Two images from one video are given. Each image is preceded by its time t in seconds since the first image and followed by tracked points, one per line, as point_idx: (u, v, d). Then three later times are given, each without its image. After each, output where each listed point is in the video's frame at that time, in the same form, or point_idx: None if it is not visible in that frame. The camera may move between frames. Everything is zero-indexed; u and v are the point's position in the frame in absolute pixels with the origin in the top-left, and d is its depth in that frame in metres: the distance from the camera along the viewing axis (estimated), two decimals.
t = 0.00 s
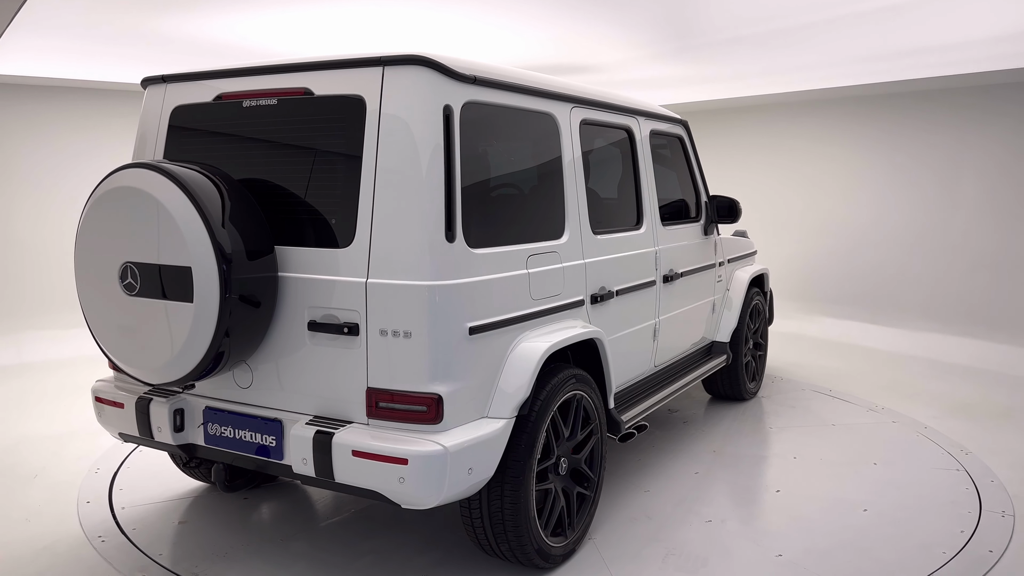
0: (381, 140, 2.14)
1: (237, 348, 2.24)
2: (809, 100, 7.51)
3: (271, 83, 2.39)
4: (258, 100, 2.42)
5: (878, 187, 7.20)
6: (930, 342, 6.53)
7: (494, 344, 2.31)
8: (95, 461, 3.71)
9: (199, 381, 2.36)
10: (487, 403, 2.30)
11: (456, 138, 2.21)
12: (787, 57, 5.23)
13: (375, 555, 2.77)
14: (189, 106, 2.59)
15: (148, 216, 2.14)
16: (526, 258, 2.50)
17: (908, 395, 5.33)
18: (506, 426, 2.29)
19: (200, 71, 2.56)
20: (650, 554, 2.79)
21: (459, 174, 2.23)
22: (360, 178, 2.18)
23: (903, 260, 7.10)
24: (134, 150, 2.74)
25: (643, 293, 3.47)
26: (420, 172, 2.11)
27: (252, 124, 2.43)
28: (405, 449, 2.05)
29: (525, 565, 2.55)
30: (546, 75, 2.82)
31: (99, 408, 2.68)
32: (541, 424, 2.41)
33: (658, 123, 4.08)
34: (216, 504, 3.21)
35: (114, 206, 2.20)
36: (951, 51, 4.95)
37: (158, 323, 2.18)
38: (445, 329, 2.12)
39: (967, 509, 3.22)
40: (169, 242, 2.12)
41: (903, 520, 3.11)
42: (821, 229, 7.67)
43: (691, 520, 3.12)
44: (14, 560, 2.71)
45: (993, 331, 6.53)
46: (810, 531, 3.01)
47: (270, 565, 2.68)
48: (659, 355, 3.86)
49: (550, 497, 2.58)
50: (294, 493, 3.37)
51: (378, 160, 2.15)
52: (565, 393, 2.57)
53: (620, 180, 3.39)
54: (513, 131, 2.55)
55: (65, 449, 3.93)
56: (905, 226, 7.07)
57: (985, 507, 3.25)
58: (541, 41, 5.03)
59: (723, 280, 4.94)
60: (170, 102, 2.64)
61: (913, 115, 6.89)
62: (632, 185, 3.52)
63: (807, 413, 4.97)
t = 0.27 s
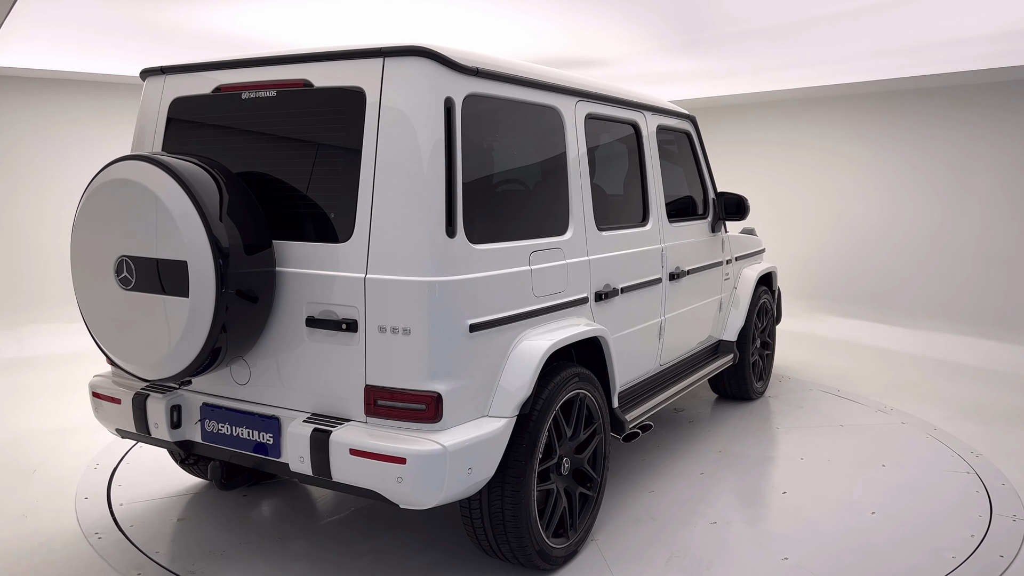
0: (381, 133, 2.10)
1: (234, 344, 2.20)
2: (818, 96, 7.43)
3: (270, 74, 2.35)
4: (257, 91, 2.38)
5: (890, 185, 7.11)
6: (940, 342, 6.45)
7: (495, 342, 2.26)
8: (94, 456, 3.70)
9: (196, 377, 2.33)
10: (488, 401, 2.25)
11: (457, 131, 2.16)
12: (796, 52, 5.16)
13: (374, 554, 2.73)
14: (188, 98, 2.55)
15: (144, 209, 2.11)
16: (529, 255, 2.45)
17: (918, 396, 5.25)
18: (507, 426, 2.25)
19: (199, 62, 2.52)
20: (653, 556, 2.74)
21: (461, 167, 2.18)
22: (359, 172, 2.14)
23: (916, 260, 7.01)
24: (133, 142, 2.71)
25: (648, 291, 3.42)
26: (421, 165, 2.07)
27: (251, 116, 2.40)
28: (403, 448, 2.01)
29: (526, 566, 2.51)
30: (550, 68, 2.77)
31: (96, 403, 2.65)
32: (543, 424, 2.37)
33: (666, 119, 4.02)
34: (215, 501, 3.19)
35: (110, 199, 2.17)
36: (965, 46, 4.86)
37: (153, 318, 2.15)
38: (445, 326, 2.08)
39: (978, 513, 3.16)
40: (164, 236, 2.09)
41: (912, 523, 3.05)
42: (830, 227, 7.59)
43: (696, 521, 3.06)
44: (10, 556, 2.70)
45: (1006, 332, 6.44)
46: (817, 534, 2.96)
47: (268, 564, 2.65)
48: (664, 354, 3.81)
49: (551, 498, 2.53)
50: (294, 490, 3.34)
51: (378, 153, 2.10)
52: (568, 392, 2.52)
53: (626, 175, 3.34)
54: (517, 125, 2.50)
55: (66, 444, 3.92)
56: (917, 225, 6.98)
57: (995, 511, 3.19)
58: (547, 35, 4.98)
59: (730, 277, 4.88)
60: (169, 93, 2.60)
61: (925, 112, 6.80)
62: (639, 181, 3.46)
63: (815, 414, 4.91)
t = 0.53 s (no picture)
0: (379, 128, 2.05)
1: (228, 343, 2.16)
2: (826, 95, 7.35)
3: (266, 68, 2.30)
4: (253, 86, 2.33)
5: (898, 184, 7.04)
6: (948, 345, 6.37)
7: (494, 343, 2.21)
8: (90, 455, 3.70)
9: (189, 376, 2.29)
10: (487, 404, 2.20)
11: (456, 126, 2.11)
12: (804, 49, 5.09)
13: (370, 558, 2.69)
14: (184, 92, 2.51)
15: (135, 206, 2.06)
16: (529, 254, 2.40)
17: (925, 399, 5.19)
18: (505, 429, 2.19)
19: (195, 55, 2.47)
20: (655, 562, 2.69)
21: (460, 164, 2.13)
22: (355, 168, 2.09)
23: (928, 261, 6.91)
24: (129, 137, 2.67)
25: (652, 291, 3.36)
26: (419, 162, 2.02)
27: (247, 111, 2.35)
28: (398, 452, 1.97)
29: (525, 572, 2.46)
30: (554, 64, 2.71)
31: (90, 402, 2.61)
32: (542, 427, 2.32)
33: (671, 117, 3.95)
34: (211, 502, 3.15)
35: (101, 194, 2.12)
36: (977, 43, 4.78)
37: (144, 316, 2.10)
38: (442, 327, 2.03)
39: (987, 520, 3.09)
40: (155, 233, 2.04)
41: (919, 530, 3.00)
42: (837, 227, 7.51)
43: (699, 526, 3.01)
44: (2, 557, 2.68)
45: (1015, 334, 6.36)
46: (821, 541, 2.90)
47: (262, 568, 2.61)
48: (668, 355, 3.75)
49: (551, 502, 2.48)
50: (291, 490, 3.30)
51: (375, 149, 2.05)
52: (569, 394, 2.47)
53: (630, 173, 3.28)
54: (518, 122, 2.45)
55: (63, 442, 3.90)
56: (925, 226, 6.90)
57: (1004, 518, 3.12)
58: (552, 30, 4.93)
59: (735, 277, 4.82)
60: (164, 87, 2.56)
61: (940, 111, 6.69)
62: (643, 179, 3.40)
63: (820, 416, 4.84)
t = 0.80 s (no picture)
0: (372, 125, 2.02)
1: (219, 342, 2.13)
2: (830, 94, 7.29)
3: (258, 64, 2.27)
4: (245, 82, 2.30)
5: (903, 184, 6.99)
6: (952, 347, 6.32)
7: (488, 344, 2.18)
8: (85, 453, 3.70)
9: (180, 375, 2.26)
10: (480, 406, 2.17)
11: (451, 124, 2.08)
12: (808, 47, 5.03)
13: (362, 559, 2.67)
14: (177, 87, 2.48)
15: (125, 202, 2.04)
16: (525, 254, 2.37)
17: (928, 402, 5.14)
18: (499, 431, 2.17)
19: (188, 51, 2.44)
20: (650, 566, 2.66)
21: (454, 162, 2.09)
22: (348, 165, 2.06)
23: (933, 263, 6.86)
24: (122, 133, 2.65)
25: (651, 291, 3.32)
26: (412, 160, 1.98)
27: (239, 107, 2.32)
28: (389, 453, 1.94)
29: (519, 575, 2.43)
30: (552, 61, 2.67)
31: (82, 399, 2.59)
32: (536, 429, 2.29)
33: (673, 115, 3.91)
34: (205, 501, 3.13)
35: (92, 191, 2.10)
36: (983, 42, 4.72)
37: (134, 314, 2.08)
38: (434, 328, 2.00)
39: (988, 525, 3.05)
40: (146, 230, 2.02)
41: (919, 536, 2.96)
42: (840, 228, 7.46)
43: (696, 530, 2.98)
44: None
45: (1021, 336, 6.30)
46: (820, 545, 2.87)
47: (253, 568, 2.59)
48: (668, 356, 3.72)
49: (546, 505, 2.46)
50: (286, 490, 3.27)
51: (368, 147, 2.02)
52: (564, 396, 2.44)
53: (630, 172, 3.25)
54: (515, 119, 2.41)
55: (60, 439, 3.89)
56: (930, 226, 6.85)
57: (1006, 523, 3.08)
58: (554, 27, 4.89)
59: (737, 278, 4.78)
60: (158, 83, 2.53)
61: (947, 111, 6.63)
62: (643, 178, 3.37)
63: (821, 418, 4.81)
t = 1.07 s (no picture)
0: (362, 124, 2.02)
1: (209, 340, 2.14)
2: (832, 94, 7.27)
3: (250, 63, 2.28)
4: (238, 81, 2.31)
5: (904, 185, 6.96)
6: (952, 348, 6.30)
7: (477, 344, 2.19)
8: (83, 448, 3.72)
9: (171, 372, 2.27)
10: (469, 405, 2.18)
11: (441, 124, 2.08)
12: (808, 47, 5.02)
13: (354, 557, 2.68)
14: (171, 85, 2.48)
15: (115, 200, 2.04)
16: (516, 253, 2.37)
17: (927, 403, 5.13)
18: (487, 431, 2.17)
19: (182, 49, 2.45)
20: (641, 566, 2.66)
21: (444, 162, 2.10)
22: (338, 165, 2.06)
23: (937, 263, 6.82)
24: (117, 130, 2.66)
25: (646, 291, 3.32)
26: (402, 159, 1.98)
27: (232, 106, 2.33)
28: (376, 453, 1.94)
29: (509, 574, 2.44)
30: (545, 60, 2.67)
31: (75, 396, 2.60)
32: (526, 429, 2.29)
33: (670, 115, 3.90)
34: (199, 498, 3.14)
35: (83, 188, 2.10)
36: (984, 42, 4.69)
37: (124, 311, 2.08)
38: (422, 328, 2.01)
39: (982, 528, 3.05)
40: (135, 227, 2.02)
41: (913, 538, 2.95)
42: (841, 228, 7.44)
43: (689, 530, 2.98)
44: None
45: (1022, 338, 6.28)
46: (813, 547, 2.87)
47: (244, 565, 2.60)
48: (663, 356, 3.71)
49: (535, 504, 2.46)
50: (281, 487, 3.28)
51: (358, 146, 2.02)
52: (555, 396, 2.44)
53: (625, 172, 3.25)
54: (507, 119, 2.41)
55: (58, 435, 3.92)
56: (932, 227, 6.83)
57: (1001, 526, 3.07)
58: (552, 26, 4.89)
59: (735, 278, 4.77)
60: (152, 81, 2.54)
61: (951, 110, 6.60)
62: (639, 178, 3.36)
63: (819, 419, 4.80)
